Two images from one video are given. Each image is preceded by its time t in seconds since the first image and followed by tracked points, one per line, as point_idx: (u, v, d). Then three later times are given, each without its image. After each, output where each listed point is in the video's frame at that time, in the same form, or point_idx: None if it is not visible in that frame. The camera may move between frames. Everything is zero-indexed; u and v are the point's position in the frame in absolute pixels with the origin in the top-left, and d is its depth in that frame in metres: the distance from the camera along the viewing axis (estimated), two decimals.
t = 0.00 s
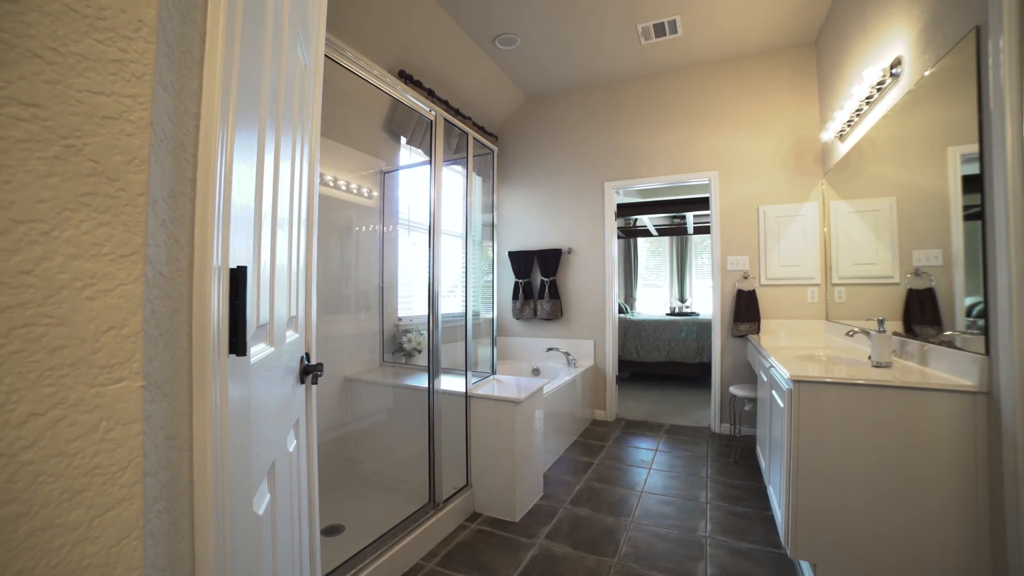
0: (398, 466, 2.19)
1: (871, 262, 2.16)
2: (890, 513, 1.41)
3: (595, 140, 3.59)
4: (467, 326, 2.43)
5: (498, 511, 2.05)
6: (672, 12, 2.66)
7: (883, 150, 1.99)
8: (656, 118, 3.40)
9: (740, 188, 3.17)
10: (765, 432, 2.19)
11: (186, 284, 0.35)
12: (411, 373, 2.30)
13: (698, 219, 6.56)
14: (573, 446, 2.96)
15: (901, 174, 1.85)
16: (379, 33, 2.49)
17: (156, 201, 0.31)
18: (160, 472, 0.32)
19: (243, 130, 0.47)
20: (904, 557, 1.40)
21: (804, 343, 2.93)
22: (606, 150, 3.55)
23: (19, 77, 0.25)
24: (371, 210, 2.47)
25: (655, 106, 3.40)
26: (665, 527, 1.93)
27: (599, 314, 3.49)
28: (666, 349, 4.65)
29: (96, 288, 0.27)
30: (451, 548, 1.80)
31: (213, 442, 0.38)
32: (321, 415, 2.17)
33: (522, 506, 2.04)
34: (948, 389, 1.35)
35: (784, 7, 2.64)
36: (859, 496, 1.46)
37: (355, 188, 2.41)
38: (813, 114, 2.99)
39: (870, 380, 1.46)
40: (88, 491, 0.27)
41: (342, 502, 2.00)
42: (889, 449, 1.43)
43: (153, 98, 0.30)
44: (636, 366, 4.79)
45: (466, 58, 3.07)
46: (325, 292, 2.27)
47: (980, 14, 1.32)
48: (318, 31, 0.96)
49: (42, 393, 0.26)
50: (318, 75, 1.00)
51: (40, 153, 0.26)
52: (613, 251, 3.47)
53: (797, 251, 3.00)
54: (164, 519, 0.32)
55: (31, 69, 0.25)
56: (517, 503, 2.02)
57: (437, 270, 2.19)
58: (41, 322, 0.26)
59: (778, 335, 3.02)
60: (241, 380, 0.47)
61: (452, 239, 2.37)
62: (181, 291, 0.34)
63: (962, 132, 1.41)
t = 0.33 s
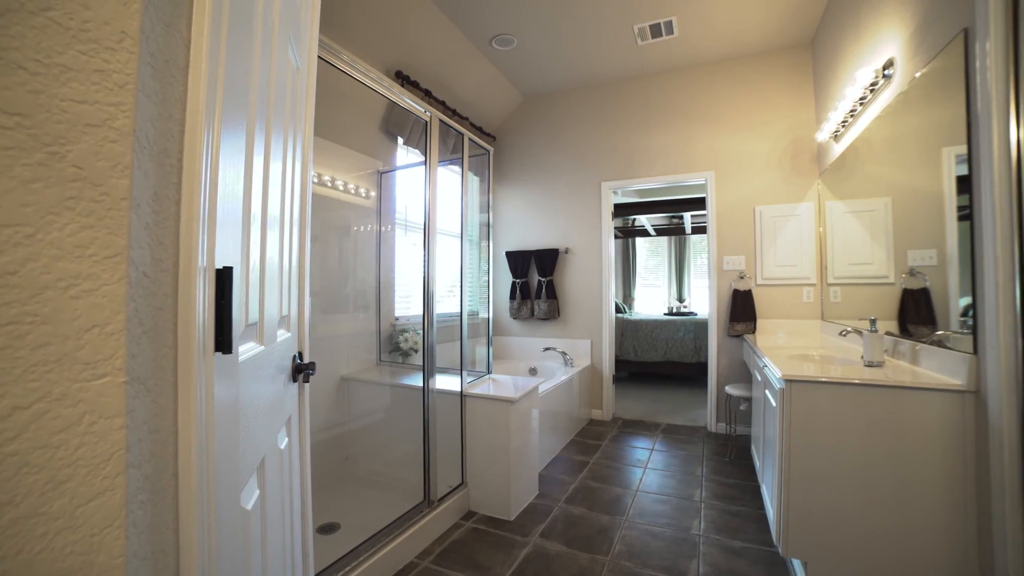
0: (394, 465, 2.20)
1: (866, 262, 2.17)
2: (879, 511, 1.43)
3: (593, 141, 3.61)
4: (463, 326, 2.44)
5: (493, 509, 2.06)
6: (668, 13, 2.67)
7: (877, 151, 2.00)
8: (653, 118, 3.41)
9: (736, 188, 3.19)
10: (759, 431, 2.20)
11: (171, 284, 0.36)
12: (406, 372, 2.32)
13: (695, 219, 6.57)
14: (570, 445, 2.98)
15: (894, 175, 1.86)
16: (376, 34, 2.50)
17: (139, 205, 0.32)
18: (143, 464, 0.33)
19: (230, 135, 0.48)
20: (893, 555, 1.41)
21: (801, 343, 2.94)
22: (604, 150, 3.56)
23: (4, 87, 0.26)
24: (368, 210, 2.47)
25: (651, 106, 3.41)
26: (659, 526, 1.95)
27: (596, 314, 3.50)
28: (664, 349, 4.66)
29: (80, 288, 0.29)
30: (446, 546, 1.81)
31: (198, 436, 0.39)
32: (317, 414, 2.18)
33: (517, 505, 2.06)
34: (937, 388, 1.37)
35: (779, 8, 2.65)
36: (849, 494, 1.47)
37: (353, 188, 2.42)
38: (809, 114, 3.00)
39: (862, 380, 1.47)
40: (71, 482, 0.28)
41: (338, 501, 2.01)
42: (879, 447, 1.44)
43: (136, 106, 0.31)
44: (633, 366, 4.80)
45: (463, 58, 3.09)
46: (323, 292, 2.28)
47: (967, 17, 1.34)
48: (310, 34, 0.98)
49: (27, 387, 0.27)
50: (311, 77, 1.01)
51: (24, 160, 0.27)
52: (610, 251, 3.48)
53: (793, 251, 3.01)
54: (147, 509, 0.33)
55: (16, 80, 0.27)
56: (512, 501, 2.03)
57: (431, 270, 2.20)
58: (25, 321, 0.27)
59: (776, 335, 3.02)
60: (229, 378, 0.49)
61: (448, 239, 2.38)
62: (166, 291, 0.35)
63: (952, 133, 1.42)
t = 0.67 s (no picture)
0: (390, 464, 2.21)
1: (861, 262, 2.18)
2: (869, 510, 1.44)
3: (589, 141, 3.62)
4: (458, 325, 2.45)
5: (488, 508, 2.08)
6: (663, 14, 2.69)
7: (870, 151, 2.02)
8: (649, 119, 3.43)
9: (732, 189, 3.20)
10: (753, 430, 2.21)
11: (157, 284, 0.38)
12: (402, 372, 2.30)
13: (693, 219, 6.59)
14: (565, 444, 2.99)
15: (887, 175, 1.88)
16: (373, 35, 2.51)
17: (123, 209, 0.33)
18: (127, 457, 0.34)
19: (217, 140, 0.49)
20: (883, 553, 1.42)
21: (796, 342, 2.95)
22: (600, 150, 3.58)
23: None
24: (366, 210, 2.47)
25: (648, 106, 3.43)
26: (653, 524, 1.96)
27: (593, 314, 3.52)
28: (661, 349, 4.68)
29: (64, 288, 0.30)
30: (440, 544, 1.82)
31: (181, 431, 0.40)
32: (314, 413, 2.19)
33: (511, 503, 2.07)
34: (926, 386, 1.39)
35: (774, 9, 2.67)
36: (839, 492, 1.48)
37: (350, 188, 2.41)
38: (804, 115, 3.01)
39: (854, 379, 1.48)
40: (54, 473, 0.30)
41: (333, 500, 2.03)
42: (869, 446, 1.45)
43: (119, 114, 0.32)
44: (631, 366, 4.82)
45: (460, 59, 3.10)
46: (319, 292, 2.30)
47: (955, 20, 1.35)
48: (302, 38, 0.99)
49: (12, 381, 0.28)
50: (304, 80, 1.03)
51: (9, 166, 0.28)
52: (606, 251, 3.49)
53: (788, 251, 3.03)
54: (130, 500, 0.34)
55: (1, 91, 0.28)
56: (507, 500, 2.04)
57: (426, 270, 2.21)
58: (10, 319, 0.28)
59: (772, 335, 3.04)
60: (216, 377, 0.50)
61: (443, 239, 2.39)
62: (151, 291, 0.37)
63: (942, 134, 1.43)
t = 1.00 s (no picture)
0: (386, 463, 2.22)
1: (856, 262, 2.19)
2: (858, 508, 1.45)
3: (586, 141, 3.63)
4: (453, 325, 2.45)
5: (482, 506, 2.09)
6: (658, 15, 2.70)
7: (863, 152, 2.03)
8: (646, 119, 3.44)
9: (728, 189, 3.21)
10: (747, 430, 2.22)
11: (142, 285, 0.39)
12: (397, 372, 2.30)
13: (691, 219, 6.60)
14: (562, 444, 3.01)
15: (881, 175, 1.89)
16: (369, 35, 2.53)
17: (106, 213, 0.34)
18: (110, 450, 0.35)
19: (205, 144, 0.51)
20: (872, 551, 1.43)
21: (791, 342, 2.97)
22: (597, 150, 3.59)
23: None
24: (363, 210, 2.50)
25: (645, 107, 3.44)
26: (646, 523, 1.97)
27: (590, 313, 3.53)
28: (658, 349, 4.69)
29: (49, 288, 0.31)
30: (435, 543, 1.84)
31: (166, 427, 0.41)
32: (310, 412, 2.21)
33: (506, 502, 2.09)
34: (915, 387, 1.40)
35: (769, 11, 2.68)
36: (828, 491, 1.49)
37: (347, 188, 2.44)
38: (800, 115, 3.03)
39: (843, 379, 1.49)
40: (37, 464, 0.31)
41: (329, 498, 2.05)
42: (858, 445, 1.46)
43: (102, 123, 0.34)
44: (629, 365, 4.83)
45: (457, 60, 3.11)
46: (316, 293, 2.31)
47: (941, 23, 1.37)
48: (295, 42, 1.00)
49: None
50: (296, 84, 1.04)
51: None
52: (603, 251, 3.51)
53: (784, 251, 3.04)
54: (113, 491, 0.35)
55: None
56: (501, 498, 2.06)
57: (420, 269, 2.22)
58: None
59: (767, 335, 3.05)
60: (203, 375, 0.51)
61: (438, 239, 2.39)
62: (136, 291, 0.38)
63: (930, 135, 1.45)
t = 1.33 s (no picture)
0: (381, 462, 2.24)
1: (851, 262, 2.20)
2: (846, 506, 1.47)
3: (583, 142, 3.64)
4: (448, 326, 2.46)
5: (477, 505, 2.11)
6: (652, 16, 2.72)
7: (857, 153, 2.04)
8: (642, 120, 3.46)
9: (723, 189, 3.22)
10: (740, 430, 2.24)
11: (127, 285, 0.41)
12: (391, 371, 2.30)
13: (689, 220, 6.62)
14: (557, 443, 3.02)
15: (873, 175, 1.90)
16: (365, 36, 2.55)
17: (90, 218, 0.36)
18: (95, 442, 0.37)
19: (191, 149, 0.52)
20: (859, 549, 1.45)
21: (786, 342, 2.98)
22: (593, 151, 3.61)
23: None
24: (361, 211, 2.49)
25: (641, 108, 3.46)
26: (640, 522, 1.99)
27: (586, 313, 3.55)
28: (656, 349, 4.70)
29: (34, 289, 0.33)
30: (428, 540, 1.86)
31: (152, 420, 0.43)
32: (306, 412, 2.22)
33: (500, 501, 2.10)
34: (902, 386, 1.42)
35: (763, 12, 2.70)
36: (817, 490, 1.50)
37: (345, 189, 2.45)
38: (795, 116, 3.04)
39: (832, 379, 1.50)
40: (23, 455, 0.33)
41: (324, 497, 2.07)
42: (847, 443, 1.48)
43: (86, 132, 0.35)
44: (626, 365, 4.85)
45: (453, 62, 3.13)
46: (313, 293, 2.33)
47: (927, 26, 1.39)
48: (286, 47, 1.02)
49: None
50: (288, 88, 1.06)
51: None
52: (599, 252, 3.52)
53: (779, 251, 3.06)
54: (97, 482, 0.37)
55: None
56: (495, 497, 2.08)
57: (413, 269, 2.23)
58: None
59: (762, 334, 3.07)
60: (190, 374, 0.53)
61: (433, 239, 2.39)
62: (121, 291, 0.40)
63: (918, 136, 1.46)
